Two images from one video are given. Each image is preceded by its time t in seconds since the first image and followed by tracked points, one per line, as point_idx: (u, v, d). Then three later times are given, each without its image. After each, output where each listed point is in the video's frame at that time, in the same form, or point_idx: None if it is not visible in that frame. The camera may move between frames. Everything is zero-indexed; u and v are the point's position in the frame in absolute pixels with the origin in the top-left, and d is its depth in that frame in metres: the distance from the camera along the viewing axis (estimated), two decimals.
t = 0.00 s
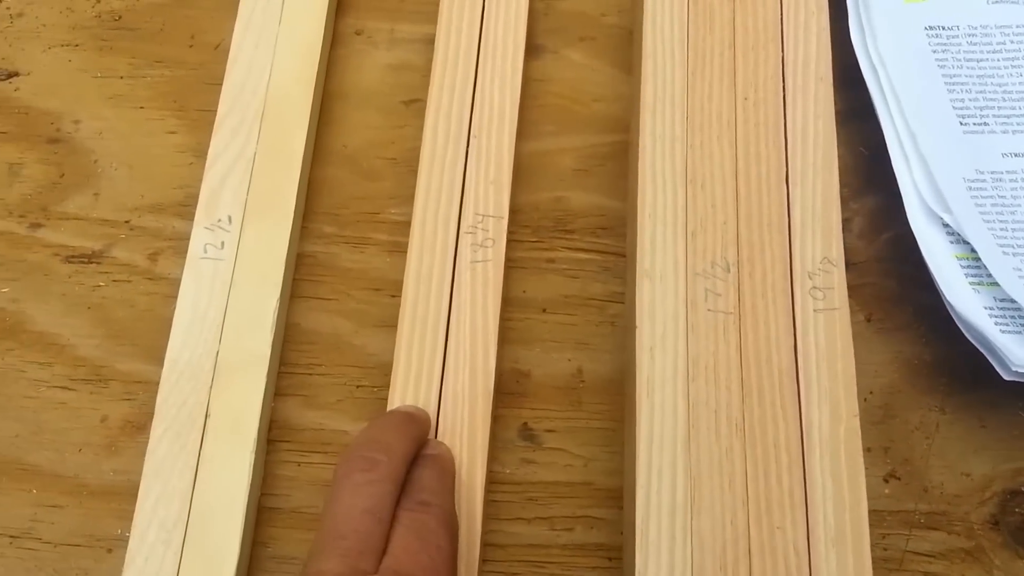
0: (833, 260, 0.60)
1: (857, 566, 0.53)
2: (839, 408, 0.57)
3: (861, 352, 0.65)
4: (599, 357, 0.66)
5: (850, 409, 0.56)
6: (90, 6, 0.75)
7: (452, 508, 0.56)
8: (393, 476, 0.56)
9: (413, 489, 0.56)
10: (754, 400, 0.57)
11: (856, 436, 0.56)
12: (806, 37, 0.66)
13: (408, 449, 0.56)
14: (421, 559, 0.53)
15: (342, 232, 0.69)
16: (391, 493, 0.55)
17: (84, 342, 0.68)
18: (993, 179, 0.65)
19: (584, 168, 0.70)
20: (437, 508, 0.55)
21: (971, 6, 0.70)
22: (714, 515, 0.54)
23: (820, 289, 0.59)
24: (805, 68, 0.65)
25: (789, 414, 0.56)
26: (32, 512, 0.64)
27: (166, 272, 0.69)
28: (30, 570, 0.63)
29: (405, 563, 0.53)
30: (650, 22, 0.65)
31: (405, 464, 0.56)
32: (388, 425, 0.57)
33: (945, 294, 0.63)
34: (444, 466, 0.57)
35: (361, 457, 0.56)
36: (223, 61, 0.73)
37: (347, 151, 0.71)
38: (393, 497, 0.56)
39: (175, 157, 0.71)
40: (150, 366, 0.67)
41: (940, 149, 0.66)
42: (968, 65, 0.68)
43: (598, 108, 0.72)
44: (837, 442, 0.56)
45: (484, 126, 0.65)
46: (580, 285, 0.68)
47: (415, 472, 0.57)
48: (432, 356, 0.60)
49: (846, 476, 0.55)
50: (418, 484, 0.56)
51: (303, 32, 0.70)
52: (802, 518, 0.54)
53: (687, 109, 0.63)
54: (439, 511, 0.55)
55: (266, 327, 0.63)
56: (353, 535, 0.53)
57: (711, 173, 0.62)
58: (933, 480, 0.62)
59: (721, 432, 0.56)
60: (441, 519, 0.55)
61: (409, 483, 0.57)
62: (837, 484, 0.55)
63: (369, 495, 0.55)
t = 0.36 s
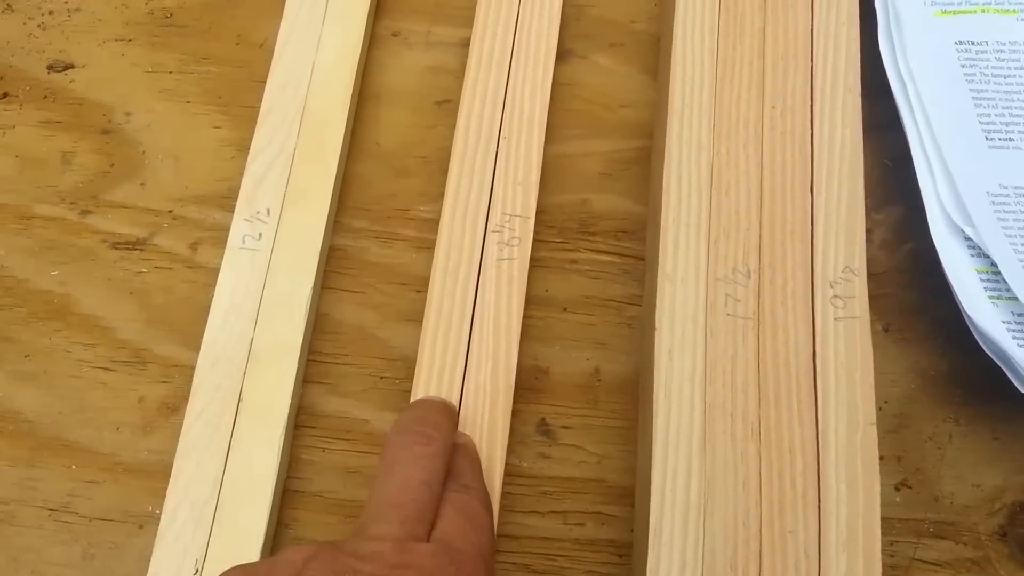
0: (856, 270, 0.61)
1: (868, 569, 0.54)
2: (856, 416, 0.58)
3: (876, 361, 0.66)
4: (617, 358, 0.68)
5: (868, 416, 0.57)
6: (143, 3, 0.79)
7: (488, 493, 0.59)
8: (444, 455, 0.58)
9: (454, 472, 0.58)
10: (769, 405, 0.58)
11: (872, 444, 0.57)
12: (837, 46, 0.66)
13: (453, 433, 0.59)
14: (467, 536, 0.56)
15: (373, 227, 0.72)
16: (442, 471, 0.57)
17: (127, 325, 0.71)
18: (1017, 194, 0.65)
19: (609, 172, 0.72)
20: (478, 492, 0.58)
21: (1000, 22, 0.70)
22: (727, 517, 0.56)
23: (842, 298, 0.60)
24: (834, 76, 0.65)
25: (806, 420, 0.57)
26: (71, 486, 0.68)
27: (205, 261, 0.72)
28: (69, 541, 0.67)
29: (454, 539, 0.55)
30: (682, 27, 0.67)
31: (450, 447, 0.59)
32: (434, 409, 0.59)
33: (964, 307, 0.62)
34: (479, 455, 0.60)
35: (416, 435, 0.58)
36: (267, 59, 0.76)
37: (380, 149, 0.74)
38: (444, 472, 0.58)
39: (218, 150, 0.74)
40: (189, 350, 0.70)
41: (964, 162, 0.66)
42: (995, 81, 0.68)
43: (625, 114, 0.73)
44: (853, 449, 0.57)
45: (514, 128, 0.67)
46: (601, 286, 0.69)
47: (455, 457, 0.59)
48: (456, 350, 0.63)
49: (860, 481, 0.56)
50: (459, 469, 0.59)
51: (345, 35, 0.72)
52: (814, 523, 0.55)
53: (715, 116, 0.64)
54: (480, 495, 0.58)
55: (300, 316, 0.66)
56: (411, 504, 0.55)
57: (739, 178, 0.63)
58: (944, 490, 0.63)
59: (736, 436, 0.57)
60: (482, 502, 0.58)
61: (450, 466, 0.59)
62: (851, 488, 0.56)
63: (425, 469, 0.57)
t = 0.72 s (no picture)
0: (842, 279, 0.62)
1: (837, 574, 0.55)
2: (835, 422, 0.59)
3: (872, 371, 0.66)
4: (614, 361, 0.70)
5: (845, 424, 0.59)
6: (168, 7, 0.82)
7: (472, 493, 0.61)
8: (427, 456, 0.60)
9: (438, 472, 0.61)
10: (752, 409, 0.60)
11: (848, 450, 0.59)
12: (831, 60, 0.68)
13: (439, 434, 0.61)
14: (446, 535, 0.58)
15: (382, 228, 0.75)
16: (424, 471, 0.60)
17: (144, 316, 0.74)
18: (1008, 211, 0.66)
19: (612, 180, 0.74)
20: (460, 492, 0.61)
21: (999, 41, 0.71)
22: (704, 515, 0.58)
23: (827, 307, 0.61)
24: (828, 89, 0.67)
25: (785, 425, 0.59)
26: (87, 467, 0.71)
27: (221, 256, 0.75)
28: (83, 521, 0.70)
29: (432, 538, 0.58)
30: (677, 44, 0.69)
31: (435, 447, 0.61)
32: (423, 410, 0.62)
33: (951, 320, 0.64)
34: (467, 454, 0.62)
35: (399, 436, 0.61)
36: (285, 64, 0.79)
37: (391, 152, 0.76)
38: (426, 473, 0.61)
39: (236, 151, 0.77)
40: (202, 341, 0.73)
41: (957, 178, 0.67)
42: (992, 98, 0.69)
43: (629, 124, 0.75)
44: (829, 453, 0.58)
45: (517, 135, 0.70)
46: (600, 291, 0.71)
47: (440, 456, 0.61)
48: (454, 349, 0.65)
49: (834, 486, 0.57)
50: (443, 468, 0.61)
51: (357, 41, 0.75)
52: (788, 526, 0.57)
53: (708, 129, 0.66)
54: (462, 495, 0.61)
55: (305, 311, 0.69)
56: (391, 503, 0.59)
57: (729, 189, 0.65)
58: (930, 500, 0.63)
59: (718, 438, 0.59)
60: (464, 501, 0.60)
61: (435, 466, 0.61)
62: (825, 493, 0.57)
63: (406, 469, 0.60)
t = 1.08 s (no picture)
0: (823, 277, 0.63)
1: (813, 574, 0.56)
2: (812, 419, 0.60)
3: (859, 371, 0.67)
4: (606, 359, 0.70)
5: (820, 419, 0.60)
6: (175, 11, 0.84)
7: (450, 484, 0.63)
8: (405, 443, 0.62)
9: (418, 460, 0.62)
10: (732, 404, 0.61)
11: (823, 445, 0.59)
12: (817, 63, 0.69)
13: (421, 423, 0.63)
14: (420, 518, 0.59)
15: (381, 227, 0.76)
16: (401, 457, 0.62)
17: (148, 311, 0.76)
18: (996, 212, 0.67)
19: (608, 182, 0.75)
20: (437, 481, 0.62)
21: (992, 43, 0.72)
22: (681, 507, 0.59)
23: (807, 304, 0.62)
24: (815, 91, 0.68)
25: (762, 420, 0.60)
26: (90, 457, 0.73)
27: (222, 253, 0.77)
28: (85, 508, 0.72)
29: (405, 519, 0.58)
30: (667, 46, 0.70)
31: (417, 436, 0.63)
32: (406, 400, 0.64)
33: (934, 319, 0.65)
34: (450, 445, 0.64)
35: (379, 421, 0.62)
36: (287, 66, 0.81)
37: (390, 154, 0.78)
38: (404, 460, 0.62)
39: (238, 151, 0.79)
40: (202, 337, 0.75)
41: (946, 180, 0.68)
42: (984, 100, 0.70)
43: (626, 127, 0.76)
44: (806, 449, 0.59)
45: (511, 137, 0.71)
46: (595, 290, 0.72)
47: (422, 446, 0.63)
48: (445, 344, 0.67)
49: (809, 478, 0.58)
50: (424, 457, 0.62)
51: (355, 44, 0.76)
52: (764, 516, 0.58)
53: (695, 129, 0.67)
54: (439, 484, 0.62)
55: (300, 306, 0.71)
56: (365, 484, 0.60)
57: (715, 190, 0.66)
58: (916, 499, 0.64)
59: (697, 433, 0.60)
60: (442, 490, 0.61)
61: (415, 455, 0.63)
62: (801, 488, 0.58)
63: (382, 452, 0.61)
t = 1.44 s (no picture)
0: (819, 280, 0.63)
1: None
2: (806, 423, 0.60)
3: (854, 373, 0.66)
4: (599, 361, 0.70)
5: (815, 422, 0.60)
6: (175, 18, 0.85)
7: (445, 487, 0.63)
8: (398, 446, 0.62)
9: (411, 463, 0.63)
10: (726, 407, 0.61)
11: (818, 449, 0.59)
12: (813, 65, 0.68)
13: (414, 426, 0.63)
14: (415, 523, 0.60)
15: (375, 230, 0.76)
16: (394, 461, 0.62)
17: (147, 314, 0.77)
18: (996, 212, 0.66)
19: (602, 184, 0.75)
20: (432, 484, 0.62)
21: (993, 41, 0.71)
22: (674, 509, 0.59)
23: (802, 307, 0.62)
24: (811, 93, 0.67)
25: (755, 423, 0.60)
26: (89, 458, 0.74)
27: (220, 257, 0.78)
28: (84, 508, 0.72)
29: (400, 524, 0.59)
30: (662, 48, 0.70)
31: (409, 439, 0.63)
32: (399, 403, 0.64)
33: (932, 321, 0.64)
34: (443, 447, 0.64)
35: (373, 425, 0.63)
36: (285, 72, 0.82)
37: (385, 158, 0.78)
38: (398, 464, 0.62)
39: (236, 156, 0.80)
40: (200, 340, 0.76)
41: (945, 179, 0.67)
42: (984, 99, 0.69)
43: (619, 129, 0.76)
44: (801, 452, 0.59)
45: (505, 140, 0.71)
46: (589, 293, 0.72)
47: (414, 449, 0.63)
48: (440, 346, 0.67)
49: (804, 481, 0.58)
50: (417, 460, 0.63)
51: (351, 49, 0.77)
52: (758, 518, 0.58)
53: (689, 130, 0.67)
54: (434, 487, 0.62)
55: (296, 308, 0.71)
56: (359, 488, 0.60)
57: (708, 192, 0.66)
58: (911, 503, 0.63)
59: (690, 436, 0.60)
60: (435, 493, 0.62)
61: (407, 458, 0.63)
62: (795, 490, 0.58)
63: (374, 456, 0.62)
